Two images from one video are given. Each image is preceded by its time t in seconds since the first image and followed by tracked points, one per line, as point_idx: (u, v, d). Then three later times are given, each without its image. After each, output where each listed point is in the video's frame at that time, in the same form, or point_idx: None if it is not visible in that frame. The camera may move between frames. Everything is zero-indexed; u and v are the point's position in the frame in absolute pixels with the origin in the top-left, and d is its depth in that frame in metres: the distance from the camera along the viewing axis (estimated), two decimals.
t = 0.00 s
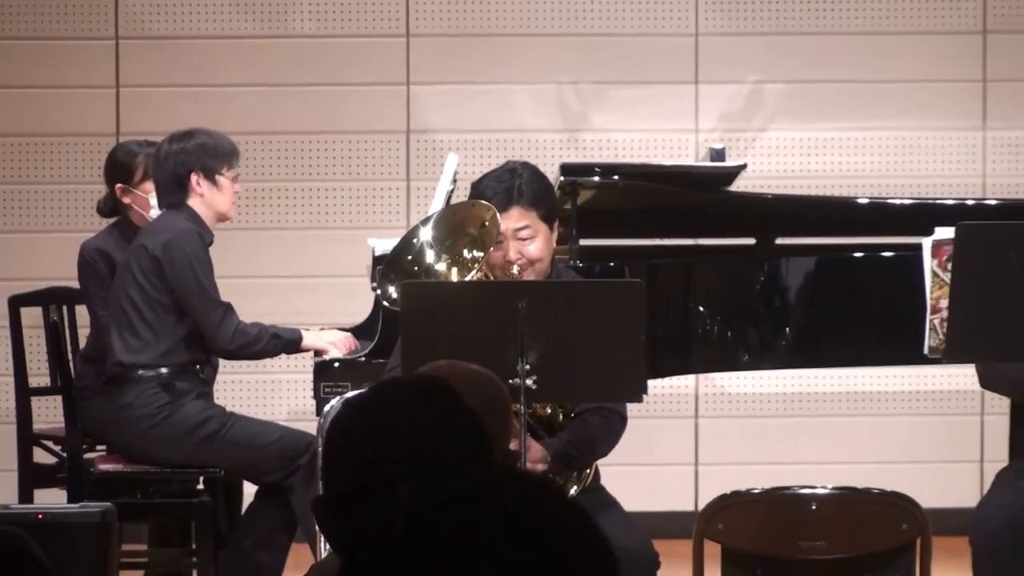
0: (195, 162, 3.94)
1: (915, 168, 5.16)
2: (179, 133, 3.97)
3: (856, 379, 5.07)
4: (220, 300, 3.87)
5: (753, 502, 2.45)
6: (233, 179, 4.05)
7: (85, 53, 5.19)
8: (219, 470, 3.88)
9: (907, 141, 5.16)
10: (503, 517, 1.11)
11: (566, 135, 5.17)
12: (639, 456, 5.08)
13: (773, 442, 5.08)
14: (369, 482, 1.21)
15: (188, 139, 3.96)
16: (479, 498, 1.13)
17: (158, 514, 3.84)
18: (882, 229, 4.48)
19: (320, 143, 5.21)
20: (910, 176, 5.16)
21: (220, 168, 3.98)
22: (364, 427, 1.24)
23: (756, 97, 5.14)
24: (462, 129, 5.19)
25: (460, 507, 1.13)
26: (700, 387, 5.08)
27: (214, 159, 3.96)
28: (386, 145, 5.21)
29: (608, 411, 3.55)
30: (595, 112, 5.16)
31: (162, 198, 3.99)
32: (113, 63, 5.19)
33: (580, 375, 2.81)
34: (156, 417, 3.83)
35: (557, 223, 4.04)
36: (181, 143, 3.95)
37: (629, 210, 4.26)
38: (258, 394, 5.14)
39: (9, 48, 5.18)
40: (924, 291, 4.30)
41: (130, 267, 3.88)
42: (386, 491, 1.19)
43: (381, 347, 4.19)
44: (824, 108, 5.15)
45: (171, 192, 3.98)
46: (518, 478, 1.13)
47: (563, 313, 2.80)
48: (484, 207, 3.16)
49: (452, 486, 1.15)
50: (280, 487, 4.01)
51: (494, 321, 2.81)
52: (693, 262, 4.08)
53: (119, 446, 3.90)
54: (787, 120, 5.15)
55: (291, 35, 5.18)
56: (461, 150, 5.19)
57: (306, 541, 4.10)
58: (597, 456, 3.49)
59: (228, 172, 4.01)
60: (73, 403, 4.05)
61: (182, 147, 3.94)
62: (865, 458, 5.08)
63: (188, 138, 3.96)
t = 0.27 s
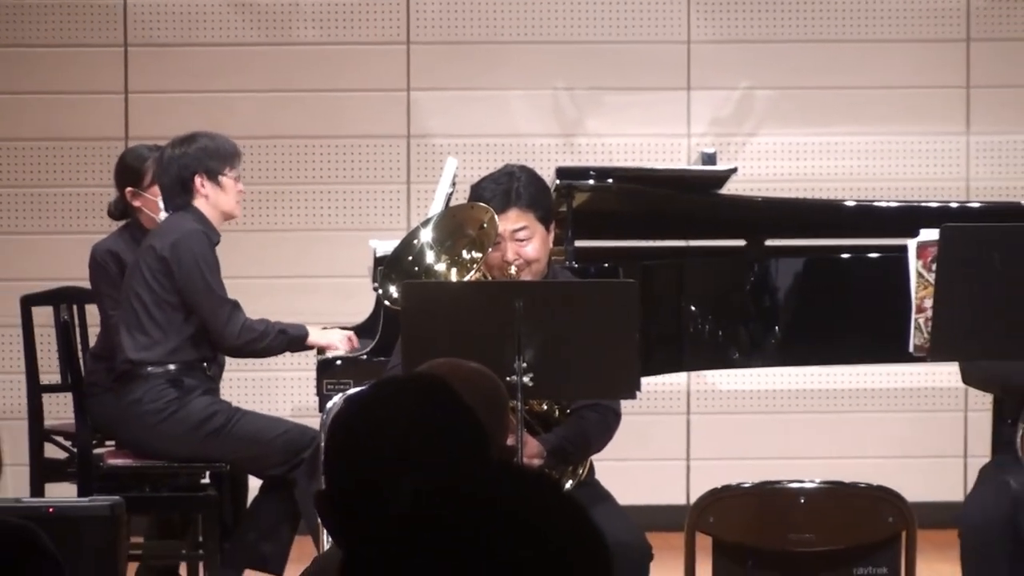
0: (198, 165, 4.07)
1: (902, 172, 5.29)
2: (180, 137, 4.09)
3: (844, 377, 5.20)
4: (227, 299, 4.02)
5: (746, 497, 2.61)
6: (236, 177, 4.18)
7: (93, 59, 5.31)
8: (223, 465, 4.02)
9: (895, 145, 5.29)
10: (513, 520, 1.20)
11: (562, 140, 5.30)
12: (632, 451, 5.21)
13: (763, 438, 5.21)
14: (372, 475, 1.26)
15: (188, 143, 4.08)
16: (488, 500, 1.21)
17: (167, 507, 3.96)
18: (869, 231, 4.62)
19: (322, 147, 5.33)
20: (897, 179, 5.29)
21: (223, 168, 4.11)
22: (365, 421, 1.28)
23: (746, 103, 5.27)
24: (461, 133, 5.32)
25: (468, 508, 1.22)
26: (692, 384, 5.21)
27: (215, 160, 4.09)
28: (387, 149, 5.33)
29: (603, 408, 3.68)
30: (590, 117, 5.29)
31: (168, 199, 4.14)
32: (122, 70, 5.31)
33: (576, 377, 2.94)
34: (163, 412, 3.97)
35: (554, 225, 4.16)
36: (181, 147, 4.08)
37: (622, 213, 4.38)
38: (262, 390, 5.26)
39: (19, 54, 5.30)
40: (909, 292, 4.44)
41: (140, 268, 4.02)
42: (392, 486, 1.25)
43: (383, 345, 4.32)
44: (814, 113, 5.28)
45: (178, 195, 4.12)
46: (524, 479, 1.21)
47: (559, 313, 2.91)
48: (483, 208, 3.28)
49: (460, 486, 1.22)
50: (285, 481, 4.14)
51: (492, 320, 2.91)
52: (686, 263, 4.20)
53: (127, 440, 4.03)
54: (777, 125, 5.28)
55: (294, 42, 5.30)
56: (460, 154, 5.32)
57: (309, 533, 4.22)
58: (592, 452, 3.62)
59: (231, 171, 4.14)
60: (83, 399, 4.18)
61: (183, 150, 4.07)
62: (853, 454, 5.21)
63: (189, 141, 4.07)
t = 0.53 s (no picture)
0: (198, 169, 4.20)
1: (886, 175, 5.43)
2: (182, 142, 4.23)
3: (830, 375, 5.33)
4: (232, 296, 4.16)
5: (735, 492, 2.98)
6: (236, 181, 4.31)
7: (98, 67, 5.43)
8: (225, 460, 4.15)
9: (879, 150, 5.43)
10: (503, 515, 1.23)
11: (554, 145, 5.43)
12: (622, 447, 5.34)
13: (751, 435, 5.34)
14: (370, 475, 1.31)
15: (190, 147, 4.21)
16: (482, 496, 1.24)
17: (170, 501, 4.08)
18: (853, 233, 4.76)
19: (321, 152, 5.46)
20: (881, 183, 5.43)
21: (223, 172, 4.24)
22: (363, 422, 1.34)
23: (733, 109, 5.40)
24: (456, 139, 5.44)
25: (462, 504, 1.25)
26: (680, 381, 5.34)
27: (216, 164, 4.22)
28: (384, 154, 5.46)
29: (594, 405, 3.82)
30: (581, 123, 5.42)
31: (171, 204, 4.27)
32: (126, 77, 5.43)
33: (569, 376, 3.06)
34: (166, 410, 4.09)
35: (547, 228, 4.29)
36: (184, 152, 4.21)
37: (612, 217, 4.51)
38: (263, 388, 5.39)
39: (26, 62, 5.42)
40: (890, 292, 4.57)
41: (144, 271, 4.17)
42: (389, 484, 1.30)
43: (380, 344, 4.44)
44: (801, 118, 5.42)
45: (180, 200, 4.25)
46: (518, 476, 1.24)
47: (552, 313, 3.03)
48: (478, 211, 3.40)
49: (456, 484, 1.26)
50: (286, 477, 4.26)
51: (487, 319, 3.02)
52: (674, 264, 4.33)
53: (131, 437, 4.16)
54: (763, 130, 5.42)
55: (294, 50, 5.43)
56: (455, 158, 5.45)
57: (309, 527, 4.35)
58: (583, 447, 3.75)
59: (231, 175, 4.27)
60: (88, 397, 4.31)
61: (183, 155, 4.20)
62: (839, 451, 5.34)
63: (191, 146, 4.21)
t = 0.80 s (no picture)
0: (204, 173, 4.33)
1: (871, 178, 5.57)
2: (186, 147, 4.36)
3: (817, 372, 5.46)
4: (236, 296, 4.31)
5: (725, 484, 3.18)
6: (240, 186, 4.44)
7: (103, 73, 5.56)
8: (227, 457, 4.28)
9: (865, 154, 5.56)
10: (496, 510, 1.37)
11: (546, 149, 5.57)
12: (613, 443, 5.47)
13: (739, 431, 5.48)
14: (366, 470, 1.42)
15: (194, 152, 4.35)
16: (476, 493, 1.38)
17: (174, 496, 4.21)
18: (837, 235, 4.89)
19: (320, 156, 5.59)
20: (866, 185, 5.57)
21: (228, 178, 4.37)
22: (360, 419, 1.44)
23: (721, 114, 5.54)
24: (451, 143, 5.58)
25: (458, 500, 1.38)
26: (669, 379, 5.47)
27: (221, 170, 4.35)
28: (381, 158, 5.59)
29: (585, 403, 3.96)
30: (573, 128, 5.56)
31: (176, 207, 4.40)
32: (131, 84, 5.56)
33: (562, 375, 3.19)
34: (169, 408, 4.25)
35: (540, 230, 4.42)
36: (189, 156, 4.34)
37: (603, 219, 4.63)
38: (264, 385, 5.52)
39: (32, 69, 5.55)
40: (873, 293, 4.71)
41: (146, 274, 4.32)
42: (386, 480, 1.41)
43: (378, 343, 4.58)
44: (788, 123, 5.56)
45: (184, 205, 4.38)
46: (510, 473, 1.39)
47: (545, 312, 3.16)
48: (474, 213, 3.54)
49: (454, 485, 1.39)
50: (286, 472, 4.40)
51: (481, 318, 3.15)
52: (663, 266, 4.46)
53: (135, 435, 4.31)
54: (750, 135, 5.55)
55: (294, 57, 5.56)
56: (450, 162, 5.58)
57: (308, 521, 4.48)
58: (574, 443, 3.89)
59: (236, 181, 4.40)
60: (94, 395, 4.44)
61: (190, 158, 4.32)
62: (825, 446, 5.48)
63: (195, 151, 4.35)
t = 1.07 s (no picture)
0: (207, 178, 4.47)
1: (856, 181, 5.71)
2: (189, 151, 4.49)
3: (804, 370, 5.60)
4: (231, 302, 4.43)
5: (713, 477, 3.35)
6: (241, 190, 4.58)
7: (108, 79, 5.69)
8: (229, 452, 4.43)
9: (850, 157, 5.70)
10: (490, 510, 1.40)
11: (539, 153, 5.70)
12: (605, 438, 5.61)
13: (728, 427, 5.62)
14: (364, 468, 1.47)
15: (197, 156, 4.47)
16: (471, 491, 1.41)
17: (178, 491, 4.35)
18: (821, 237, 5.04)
19: (319, 161, 5.73)
20: (852, 188, 5.71)
21: (230, 182, 4.51)
22: (358, 419, 1.49)
23: (708, 120, 5.68)
24: (446, 147, 5.71)
25: (455, 498, 1.42)
26: (659, 376, 5.61)
27: (222, 175, 4.49)
28: (378, 162, 5.73)
29: (577, 399, 4.09)
30: (565, 133, 5.70)
31: (179, 211, 4.53)
32: (135, 90, 5.69)
33: (555, 373, 3.32)
34: (172, 406, 4.39)
35: (533, 231, 4.56)
36: (191, 161, 4.47)
37: (594, 221, 4.77)
38: (264, 382, 5.65)
39: (39, 75, 5.68)
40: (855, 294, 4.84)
41: (149, 276, 4.45)
42: (384, 478, 1.45)
43: (376, 342, 4.70)
44: (775, 127, 5.70)
45: (187, 208, 4.51)
46: (504, 471, 1.42)
47: (538, 313, 3.29)
48: (470, 215, 3.62)
49: (451, 486, 1.43)
50: (286, 468, 4.54)
51: (476, 318, 3.28)
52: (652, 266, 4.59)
53: (140, 431, 4.45)
54: (737, 139, 5.70)
55: (293, 64, 5.70)
56: (445, 166, 5.72)
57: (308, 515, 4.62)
58: (567, 438, 4.03)
59: (237, 186, 4.54)
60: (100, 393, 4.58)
61: (193, 163, 4.46)
62: (811, 442, 5.62)
63: (198, 155, 4.47)
